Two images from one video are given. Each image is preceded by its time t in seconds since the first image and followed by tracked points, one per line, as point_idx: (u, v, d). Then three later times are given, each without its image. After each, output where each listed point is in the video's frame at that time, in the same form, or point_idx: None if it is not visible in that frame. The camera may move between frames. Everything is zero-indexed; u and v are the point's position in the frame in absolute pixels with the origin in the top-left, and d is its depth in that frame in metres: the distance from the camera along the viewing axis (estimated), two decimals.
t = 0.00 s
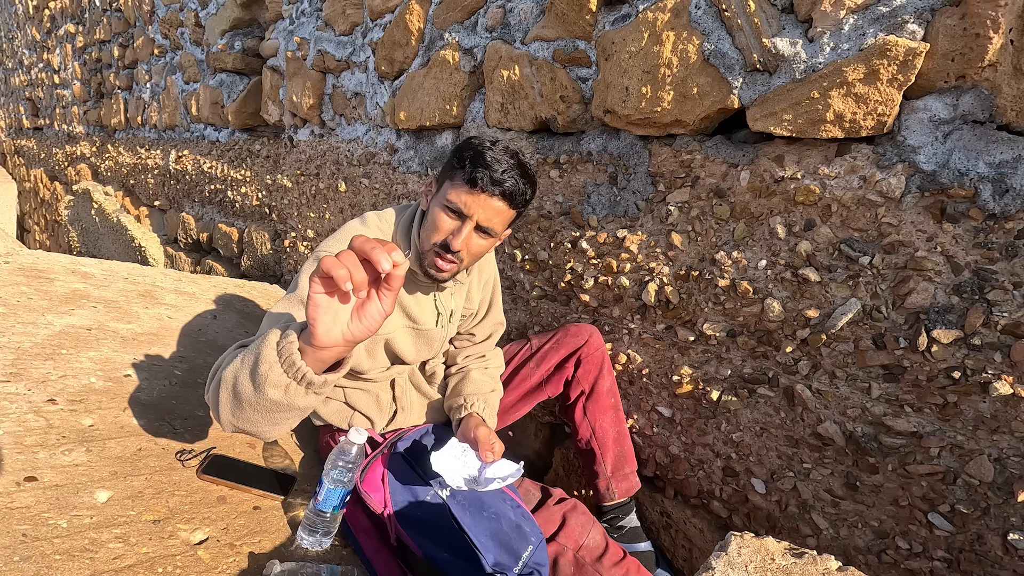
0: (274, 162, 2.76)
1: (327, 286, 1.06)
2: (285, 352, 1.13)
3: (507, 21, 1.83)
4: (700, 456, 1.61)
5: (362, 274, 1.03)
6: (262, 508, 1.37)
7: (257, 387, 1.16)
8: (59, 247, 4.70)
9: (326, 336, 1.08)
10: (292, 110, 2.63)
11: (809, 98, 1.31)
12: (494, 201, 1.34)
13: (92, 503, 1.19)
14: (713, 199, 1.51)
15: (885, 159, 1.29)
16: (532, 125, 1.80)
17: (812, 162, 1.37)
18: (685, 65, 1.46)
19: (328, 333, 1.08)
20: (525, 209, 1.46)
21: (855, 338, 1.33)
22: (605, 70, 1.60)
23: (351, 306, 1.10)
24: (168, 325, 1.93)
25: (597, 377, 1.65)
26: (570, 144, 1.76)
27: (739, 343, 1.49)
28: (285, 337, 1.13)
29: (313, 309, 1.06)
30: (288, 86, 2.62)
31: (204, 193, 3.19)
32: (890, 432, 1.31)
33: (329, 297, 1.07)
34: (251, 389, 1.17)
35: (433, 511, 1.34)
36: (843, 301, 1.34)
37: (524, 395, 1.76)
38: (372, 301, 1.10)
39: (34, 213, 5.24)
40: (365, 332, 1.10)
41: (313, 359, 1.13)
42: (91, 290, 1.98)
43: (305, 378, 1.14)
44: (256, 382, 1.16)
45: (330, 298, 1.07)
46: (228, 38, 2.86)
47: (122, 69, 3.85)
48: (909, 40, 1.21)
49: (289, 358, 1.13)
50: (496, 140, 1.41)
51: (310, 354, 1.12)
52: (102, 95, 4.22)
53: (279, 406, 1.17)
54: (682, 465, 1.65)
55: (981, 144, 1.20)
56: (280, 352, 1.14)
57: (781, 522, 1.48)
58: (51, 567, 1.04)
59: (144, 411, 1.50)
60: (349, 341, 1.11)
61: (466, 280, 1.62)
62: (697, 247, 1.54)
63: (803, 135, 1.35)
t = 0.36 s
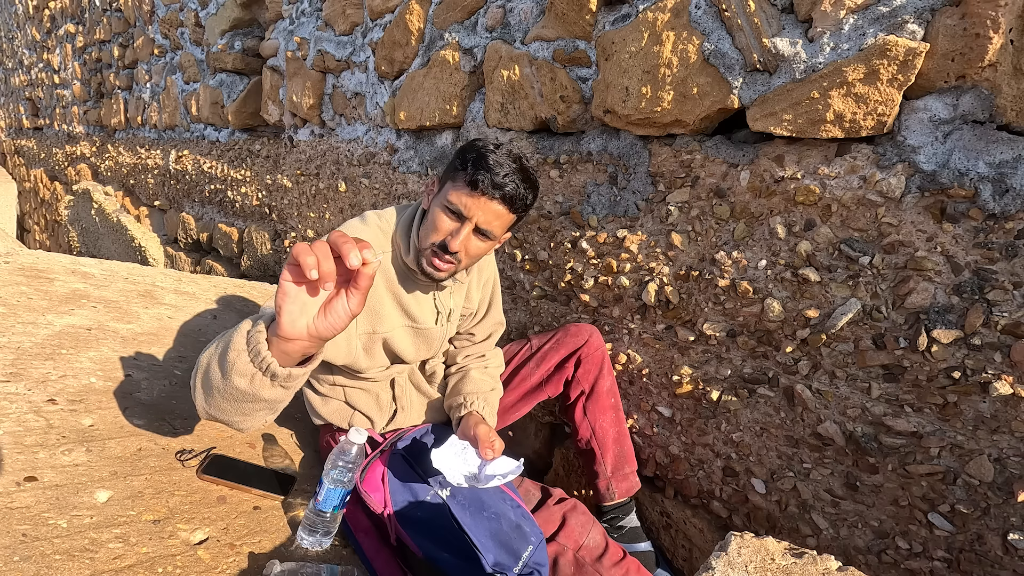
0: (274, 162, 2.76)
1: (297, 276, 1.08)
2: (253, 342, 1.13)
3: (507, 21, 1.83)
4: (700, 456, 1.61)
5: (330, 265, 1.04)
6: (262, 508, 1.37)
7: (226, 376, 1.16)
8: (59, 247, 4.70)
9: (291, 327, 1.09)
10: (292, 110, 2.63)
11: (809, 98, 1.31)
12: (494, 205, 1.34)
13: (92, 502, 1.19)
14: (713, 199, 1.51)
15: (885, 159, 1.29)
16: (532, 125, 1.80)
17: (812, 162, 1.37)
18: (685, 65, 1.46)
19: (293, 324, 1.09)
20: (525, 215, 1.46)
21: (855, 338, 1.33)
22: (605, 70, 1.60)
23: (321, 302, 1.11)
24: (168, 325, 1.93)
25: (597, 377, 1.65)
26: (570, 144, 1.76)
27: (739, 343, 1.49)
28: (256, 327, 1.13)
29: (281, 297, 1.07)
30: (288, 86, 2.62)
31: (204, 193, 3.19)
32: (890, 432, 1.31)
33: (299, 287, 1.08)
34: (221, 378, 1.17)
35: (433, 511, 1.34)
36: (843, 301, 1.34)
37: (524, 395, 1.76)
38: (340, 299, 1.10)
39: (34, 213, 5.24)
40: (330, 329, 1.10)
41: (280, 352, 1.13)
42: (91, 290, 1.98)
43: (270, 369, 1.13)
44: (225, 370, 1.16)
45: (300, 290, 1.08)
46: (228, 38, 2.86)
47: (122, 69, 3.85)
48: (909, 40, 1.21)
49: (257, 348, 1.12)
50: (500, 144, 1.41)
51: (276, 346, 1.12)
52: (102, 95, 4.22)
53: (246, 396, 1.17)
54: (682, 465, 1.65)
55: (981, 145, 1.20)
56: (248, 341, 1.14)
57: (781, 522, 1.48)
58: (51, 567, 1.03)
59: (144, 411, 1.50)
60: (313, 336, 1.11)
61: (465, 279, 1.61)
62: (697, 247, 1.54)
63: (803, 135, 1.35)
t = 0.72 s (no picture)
0: (274, 162, 2.76)
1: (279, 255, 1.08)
2: (236, 326, 1.12)
3: (507, 21, 1.83)
4: (700, 456, 1.61)
5: (311, 241, 1.05)
6: (262, 508, 1.37)
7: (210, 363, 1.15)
8: (59, 248, 4.70)
9: (273, 309, 1.08)
10: (292, 110, 2.63)
11: (809, 98, 1.31)
12: (493, 204, 1.34)
13: (92, 503, 1.19)
14: (713, 199, 1.51)
15: (885, 159, 1.29)
16: (532, 125, 1.80)
17: (812, 162, 1.37)
18: (685, 65, 1.46)
19: (274, 306, 1.08)
20: (523, 214, 1.46)
21: (855, 338, 1.33)
22: (605, 70, 1.60)
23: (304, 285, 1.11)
24: (168, 325, 1.93)
25: (597, 377, 1.65)
26: (570, 144, 1.76)
27: (739, 343, 1.49)
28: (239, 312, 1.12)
29: (263, 277, 1.07)
30: (288, 86, 2.62)
31: (204, 193, 3.19)
32: (890, 432, 1.31)
33: (281, 268, 1.09)
34: (206, 364, 1.16)
35: (433, 511, 1.34)
36: (843, 301, 1.34)
37: (524, 395, 1.76)
38: (322, 281, 1.10)
39: (34, 213, 5.24)
40: (312, 311, 1.10)
41: (262, 337, 1.12)
42: (91, 290, 1.98)
43: (251, 354, 1.12)
44: (210, 356, 1.15)
45: (283, 271, 1.09)
46: (228, 38, 2.86)
47: (122, 69, 3.85)
48: (909, 40, 1.21)
49: (239, 334, 1.11)
50: (500, 144, 1.41)
51: (258, 331, 1.11)
52: (102, 95, 4.22)
53: (230, 383, 1.16)
54: (682, 464, 1.65)
55: (981, 145, 1.20)
56: (230, 324, 1.13)
57: (781, 522, 1.48)
58: (51, 567, 1.03)
59: (144, 411, 1.50)
60: (295, 319, 1.10)
61: (464, 277, 1.61)
62: (697, 247, 1.54)
63: (803, 135, 1.35)
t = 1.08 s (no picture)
0: (274, 162, 2.76)
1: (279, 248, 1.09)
2: (237, 318, 1.12)
3: (507, 21, 1.83)
4: (700, 456, 1.61)
5: (311, 234, 1.06)
6: (262, 508, 1.37)
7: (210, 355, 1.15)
8: (59, 247, 4.70)
9: (272, 301, 1.08)
10: (292, 110, 2.63)
11: (809, 98, 1.31)
12: (495, 204, 1.34)
13: (92, 503, 1.19)
14: (713, 199, 1.51)
15: (885, 159, 1.29)
16: (532, 125, 1.80)
17: (812, 162, 1.37)
18: (685, 65, 1.46)
19: (274, 298, 1.08)
20: (525, 215, 1.45)
21: (855, 338, 1.33)
22: (605, 70, 1.60)
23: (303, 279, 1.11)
24: (168, 325, 1.93)
25: (597, 377, 1.65)
26: (570, 144, 1.76)
27: (739, 343, 1.49)
28: (239, 305, 1.12)
29: (263, 270, 1.07)
30: (288, 86, 2.62)
31: (204, 193, 3.19)
32: (890, 432, 1.31)
33: (281, 262, 1.09)
34: (207, 356, 1.16)
35: (433, 511, 1.34)
36: (843, 301, 1.34)
37: (524, 395, 1.76)
38: (322, 275, 1.10)
39: (34, 213, 5.24)
40: (312, 304, 1.09)
41: (262, 329, 1.12)
42: (91, 290, 1.98)
43: (251, 346, 1.12)
44: (210, 349, 1.15)
45: (282, 265, 1.09)
46: (228, 38, 2.86)
47: (122, 69, 3.85)
48: (909, 40, 1.21)
49: (239, 326, 1.11)
50: (502, 145, 1.41)
51: (258, 323, 1.11)
52: (102, 95, 4.22)
53: (230, 375, 1.16)
54: (682, 464, 1.65)
55: (981, 144, 1.20)
56: (231, 316, 1.13)
57: (781, 522, 1.48)
58: (51, 567, 1.04)
59: (144, 411, 1.50)
60: (295, 313, 1.10)
61: (465, 276, 1.61)
62: (697, 247, 1.54)
63: (803, 135, 1.35)
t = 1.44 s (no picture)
0: (274, 161, 2.76)
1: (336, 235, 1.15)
2: (288, 296, 1.12)
3: (507, 21, 1.83)
4: (700, 456, 1.61)
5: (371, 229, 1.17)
6: (262, 508, 1.37)
7: (252, 332, 1.15)
8: (59, 247, 4.70)
9: (327, 284, 1.11)
10: (292, 110, 2.63)
11: (809, 98, 1.31)
12: (508, 203, 1.34)
13: (92, 502, 1.19)
14: (712, 199, 1.51)
15: (885, 159, 1.29)
16: (532, 125, 1.80)
17: (812, 162, 1.37)
18: (685, 65, 1.46)
19: (330, 279, 1.11)
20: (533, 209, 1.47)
21: (855, 338, 1.33)
22: (605, 70, 1.60)
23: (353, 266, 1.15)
24: (168, 325, 1.93)
25: (597, 377, 1.65)
26: (570, 144, 1.76)
27: (739, 343, 1.49)
28: (290, 284, 1.14)
29: (322, 253, 1.11)
30: (288, 86, 2.62)
31: (204, 193, 3.19)
32: (890, 432, 1.31)
33: (337, 248, 1.14)
34: (247, 334, 1.16)
35: (433, 511, 1.34)
36: (843, 301, 1.34)
37: (524, 395, 1.76)
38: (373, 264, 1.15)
39: (34, 213, 5.25)
40: (362, 289, 1.13)
41: (312, 308, 1.13)
42: (91, 290, 1.98)
43: (302, 323, 1.13)
44: (254, 327, 1.15)
45: (338, 250, 1.14)
46: (228, 38, 2.86)
47: (122, 69, 3.85)
48: (909, 40, 1.21)
49: (291, 303, 1.12)
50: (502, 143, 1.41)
51: (308, 301, 1.12)
52: (102, 95, 4.22)
53: (271, 353, 1.15)
54: (682, 464, 1.65)
55: (981, 144, 1.20)
56: (282, 293, 1.14)
57: (781, 522, 1.48)
58: (51, 567, 1.04)
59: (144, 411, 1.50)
60: (345, 297, 1.13)
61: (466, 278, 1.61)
62: (697, 247, 1.54)
63: (803, 135, 1.34)
